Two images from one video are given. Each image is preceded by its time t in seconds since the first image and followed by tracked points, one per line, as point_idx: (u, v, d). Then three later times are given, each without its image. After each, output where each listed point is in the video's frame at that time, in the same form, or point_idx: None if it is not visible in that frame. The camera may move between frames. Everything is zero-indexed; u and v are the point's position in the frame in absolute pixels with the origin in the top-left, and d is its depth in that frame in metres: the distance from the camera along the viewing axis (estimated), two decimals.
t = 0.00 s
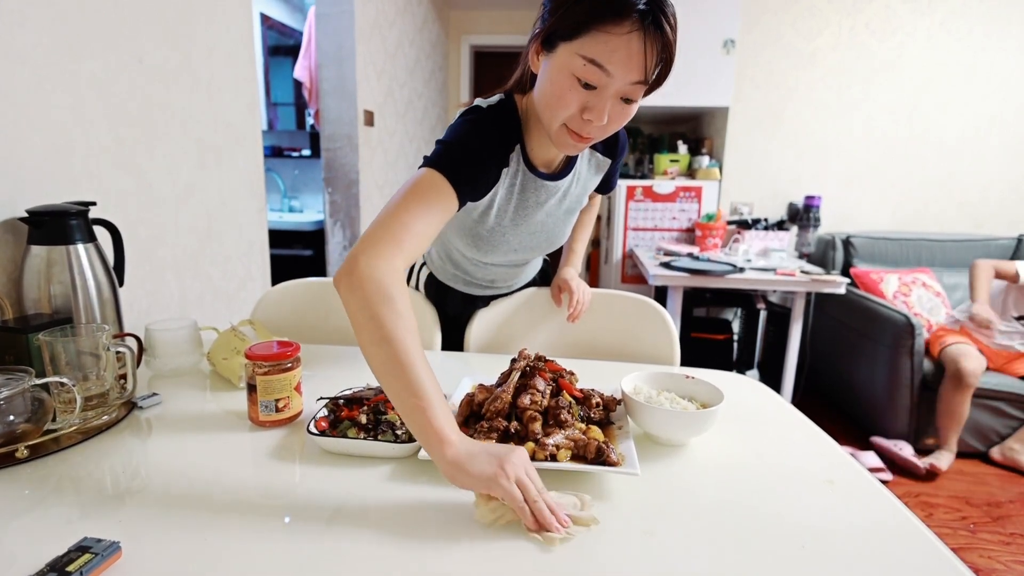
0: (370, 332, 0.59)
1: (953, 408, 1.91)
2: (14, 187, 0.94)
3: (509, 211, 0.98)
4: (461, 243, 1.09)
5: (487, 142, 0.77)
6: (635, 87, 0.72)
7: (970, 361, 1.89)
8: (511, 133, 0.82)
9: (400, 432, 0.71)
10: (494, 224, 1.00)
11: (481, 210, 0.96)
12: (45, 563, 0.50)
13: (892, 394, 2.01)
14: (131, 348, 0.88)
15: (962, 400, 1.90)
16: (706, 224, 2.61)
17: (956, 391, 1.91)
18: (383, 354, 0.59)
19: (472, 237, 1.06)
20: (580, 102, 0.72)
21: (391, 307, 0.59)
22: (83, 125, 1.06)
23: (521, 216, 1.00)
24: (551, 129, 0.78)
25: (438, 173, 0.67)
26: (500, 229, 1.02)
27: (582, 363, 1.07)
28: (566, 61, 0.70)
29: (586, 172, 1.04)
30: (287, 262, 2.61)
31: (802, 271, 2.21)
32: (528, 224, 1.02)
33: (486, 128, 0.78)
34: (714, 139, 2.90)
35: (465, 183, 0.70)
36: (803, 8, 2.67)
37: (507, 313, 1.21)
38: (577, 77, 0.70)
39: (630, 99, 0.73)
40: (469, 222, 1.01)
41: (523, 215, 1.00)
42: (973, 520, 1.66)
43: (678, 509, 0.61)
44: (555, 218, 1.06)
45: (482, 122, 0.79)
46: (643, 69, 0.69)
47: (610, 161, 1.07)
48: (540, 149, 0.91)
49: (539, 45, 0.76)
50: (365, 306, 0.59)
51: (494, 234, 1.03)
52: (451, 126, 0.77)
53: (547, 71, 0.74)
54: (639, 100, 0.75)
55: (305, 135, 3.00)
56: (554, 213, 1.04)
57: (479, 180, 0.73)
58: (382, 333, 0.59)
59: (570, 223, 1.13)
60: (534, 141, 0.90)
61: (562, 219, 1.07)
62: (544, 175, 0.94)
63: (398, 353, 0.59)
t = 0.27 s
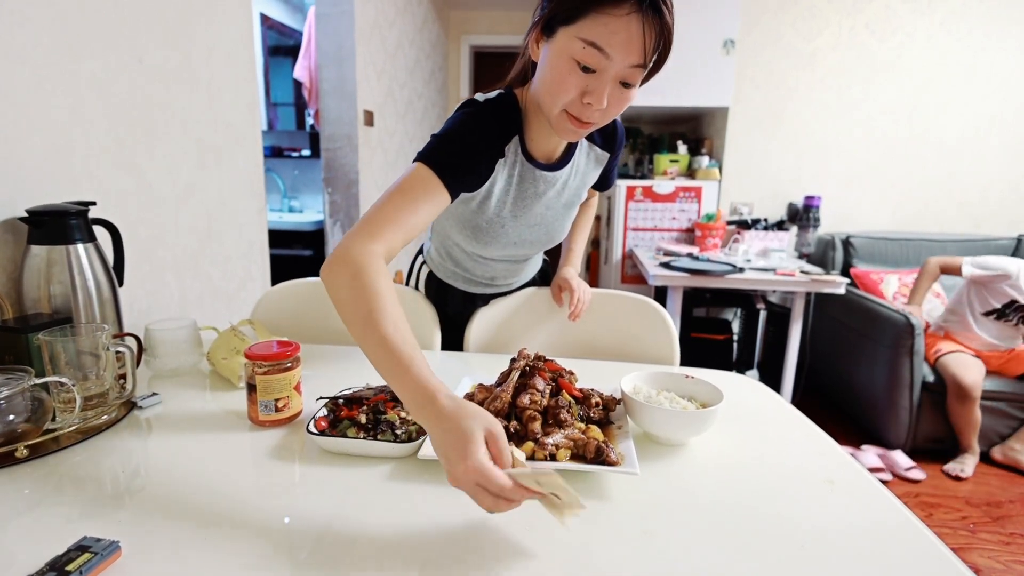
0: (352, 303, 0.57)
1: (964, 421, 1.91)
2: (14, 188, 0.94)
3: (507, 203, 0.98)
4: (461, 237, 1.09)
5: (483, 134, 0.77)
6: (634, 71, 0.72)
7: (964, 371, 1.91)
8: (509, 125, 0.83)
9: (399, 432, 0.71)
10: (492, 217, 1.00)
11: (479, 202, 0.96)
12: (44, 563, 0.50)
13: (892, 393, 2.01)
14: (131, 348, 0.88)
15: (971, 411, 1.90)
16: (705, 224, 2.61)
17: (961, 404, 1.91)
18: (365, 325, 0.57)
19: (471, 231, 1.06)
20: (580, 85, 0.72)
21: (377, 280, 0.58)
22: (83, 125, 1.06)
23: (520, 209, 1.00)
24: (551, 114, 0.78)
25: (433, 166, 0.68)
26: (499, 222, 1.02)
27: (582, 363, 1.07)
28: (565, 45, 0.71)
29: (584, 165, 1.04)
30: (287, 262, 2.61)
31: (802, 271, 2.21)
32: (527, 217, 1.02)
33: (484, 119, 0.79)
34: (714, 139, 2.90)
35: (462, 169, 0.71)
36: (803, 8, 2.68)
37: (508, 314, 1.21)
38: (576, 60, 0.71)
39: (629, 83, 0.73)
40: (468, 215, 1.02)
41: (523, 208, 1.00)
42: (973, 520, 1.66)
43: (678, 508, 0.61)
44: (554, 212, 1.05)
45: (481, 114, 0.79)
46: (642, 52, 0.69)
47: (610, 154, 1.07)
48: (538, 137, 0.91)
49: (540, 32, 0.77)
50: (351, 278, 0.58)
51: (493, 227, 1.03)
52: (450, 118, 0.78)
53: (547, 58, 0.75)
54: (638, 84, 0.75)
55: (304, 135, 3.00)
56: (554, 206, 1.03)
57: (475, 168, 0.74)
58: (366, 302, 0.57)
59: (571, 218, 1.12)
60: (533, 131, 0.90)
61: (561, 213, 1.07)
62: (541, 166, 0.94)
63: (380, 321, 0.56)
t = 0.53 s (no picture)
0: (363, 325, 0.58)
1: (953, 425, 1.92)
2: (13, 187, 0.94)
3: (505, 201, 0.98)
4: (459, 237, 1.09)
5: (477, 131, 0.77)
6: (626, 61, 0.71)
7: (948, 376, 1.92)
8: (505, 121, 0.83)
9: (399, 431, 0.71)
10: (490, 215, 1.00)
11: (477, 200, 0.96)
12: (43, 563, 0.50)
13: (892, 393, 2.01)
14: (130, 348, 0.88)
15: (959, 415, 1.91)
16: (705, 224, 2.61)
17: (950, 410, 1.92)
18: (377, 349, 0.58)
19: (469, 231, 1.05)
20: (572, 76, 0.72)
21: (388, 300, 0.58)
22: (83, 125, 1.06)
23: (518, 206, 1.00)
24: (544, 108, 0.77)
25: (428, 163, 0.68)
26: (497, 221, 1.02)
27: (582, 362, 1.07)
28: (557, 36, 0.71)
29: (580, 160, 1.04)
30: (287, 262, 2.61)
31: (802, 271, 2.21)
32: (525, 214, 1.02)
33: (479, 116, 0.79)
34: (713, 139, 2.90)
35: (459, 163, 0.71)
36: (803, 8, 2.68)
37: (507, 313, 1.21)
38: (568, 50, 0.70)
39: (622, 74, 0.73)
40: (466, 215, 1.01)
41: (519, 205, 1.00)
42: (973, 519, 1.66)
43: (679, 508, 0.61)
44: (551, 207, 1.05)
45: (476, 113, 0.80)
46: (633, 41, 0.69)
47: (606, 149, 1.07)
48: (533, 132, 0.91)
49: (532, 26, 0.77)
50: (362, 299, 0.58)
51: (491, 226, 1.03)
52: (445, 117, 0.78)
53: (540, 50, 0.75)
54: (631, 76, 0.74)
55: (304, 135, 2.99)
56: (550, 201, 1.03)
57: (471, 164, 0.74)
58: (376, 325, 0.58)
59: (569, 214, 1.12)
60: (529, 127, 0.90)
61: (558, 209, 1.07)
62: (537, 162, 0.94)
63: (392, 346, 0.57)
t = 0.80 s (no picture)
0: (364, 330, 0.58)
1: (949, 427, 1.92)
2: (13, 187, 0.94)
3: (501, 202, 0.98)
4: (457, 237, 1.09)
5: (474, 131, 0.77)
6: (622, 61, 0.71)
7: (947, 377, 1.91)
8: (499, 121, 0.83)
9: (398, 431, 0.71)
10: (488, 215, 1.00)
11: (474, 200, 0.96)
12: (41, 563, 0.50)
13: (891, 392, 2.01)
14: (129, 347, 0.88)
15: (955, 417, 1.91)
16: (705, 224, 2.61)
17: (946, 412, 1.92)
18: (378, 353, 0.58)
19: (467, 231, 1.05)
20: (568, 76, 0.72)
21: (388, 304, 0.59)
22: (83, 125, 1.06)
23: (515, 206, 1.00)
24: (540, 107, 0.77)
25: (424, 164, 0.69)
26: (494, 221, 1.02)
27: (581, 362, 1.07)
28: (552, 36, 0.70)
29: (578, 158, 1.04)
30: (286, 262, 2.61)
31: (801, 271, 2.21)
32: (523, 214, 1.02)
33: (476, 115, 0.79)
34: (713, 139, 2.90)
35: (455, 163, 0.71)
36: (803, 8, 2.67)
37: (506, 313, 1.21)
38: (563, 50, 0.70)
39: (617, 74, 0.73)
40: (464, 215, 1.01)
41: (516, 204, 1.00)
42: (972, 519, 1.66)
43: (679, 508, 0.61)
44: (548, 206, 1.05)
45: (472, 112, 0.80)
46: (629, 41, 0.69)
47: (603, 148, 1.07)
48: (529, 131, 0.91)
49: (528, 24, 0.77)
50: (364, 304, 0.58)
51: (488, 226, 1.03)
52: (441, 117, 0.78)
53: (535, 50, 0.75)
54: (627, 75, 0.74)
55: (303, 134, 2.99)
56: (547, 200, 1.03)
57: (467, 163, 0.74)
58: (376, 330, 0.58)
59: (567, 213, 1.12)
60: (525, 125, 0.90)
61: (556, 208, 1.07)
62: (534, 162, 0.94)
63: (394, 351, 0.58)
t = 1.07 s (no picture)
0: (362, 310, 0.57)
1: (960, 426, 1.90)
2: (13, 188, 0.94)
3: (503, 204, 0.98)
4: (457, 238, 1.09)
5: (476, 132, 0.77)
6: (631, 67, 0.72)
7: (962, 374, 1.90)
8: (503, 125, 0.83)
9: (399, 433, 0.71)
10: (487, 217, 1.00)
11: (476, 202, 0.96)
12: (44, 564, 0.50)
13: (891, 393, 2.01)
14: (130, 349, 0.88)
15: (967, 416, 1.89)
16: (705, 224, 2.61)
17: (958, 411, 1.90)
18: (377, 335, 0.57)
19: (468, 232, 1.05)
20: (576, 82, 0.72)
21: (387, 287, 0.58)
22: (83, 125, 1.06)
23: (516, 209, 1.00)
24: (549, 112, 0.78)
25: (427, 166, 0.68)
26: (494, 223, 1.02)
27: (581, 363, 1.07)
28: (561, 43, 0.71)
29: (581, 163, 1.03)
30: (286, 262, 2.61)
31: (801, 271, 2.21)
32: (524, 216, 1.02)
33: (478, 118, 0.79)
34: (713, 139, 2.90)
35: (457, 166, 0.71)
36: (803, 8, 2.68)
37: (505, 314, 1.21)
38: (572, 57, 0.71)
39: (626, 80, 0.73)
40: (464, 216, 1.01)
41: (517, 207, 1.00)
42: (973, 519, 1.66)
43: (678, 509, 0.61)
44: (550, 210, 1.05)
45: (476, 115, 0.79)
46: (638, 49, 0.69)
47: (606, 153, 1.07)
48: (535, 137, 0.91)
49: (536, 30, 0.77)
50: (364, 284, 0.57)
51: (489, 228, 1.03)
52: (445, 117, 0.78)
53: (543, 55, 0.75)
54: (635, 80, 0.75)
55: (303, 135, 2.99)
56: (549, 204, 1.04)
57: (470, 167, 0.74)
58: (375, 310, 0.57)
59: (568, 217, 1.12)
60: (530, 130, 0.90)
61: (557, 212, 1.07)
62: (536, 166, 0.94)
63: (389, 341, 0.56)
